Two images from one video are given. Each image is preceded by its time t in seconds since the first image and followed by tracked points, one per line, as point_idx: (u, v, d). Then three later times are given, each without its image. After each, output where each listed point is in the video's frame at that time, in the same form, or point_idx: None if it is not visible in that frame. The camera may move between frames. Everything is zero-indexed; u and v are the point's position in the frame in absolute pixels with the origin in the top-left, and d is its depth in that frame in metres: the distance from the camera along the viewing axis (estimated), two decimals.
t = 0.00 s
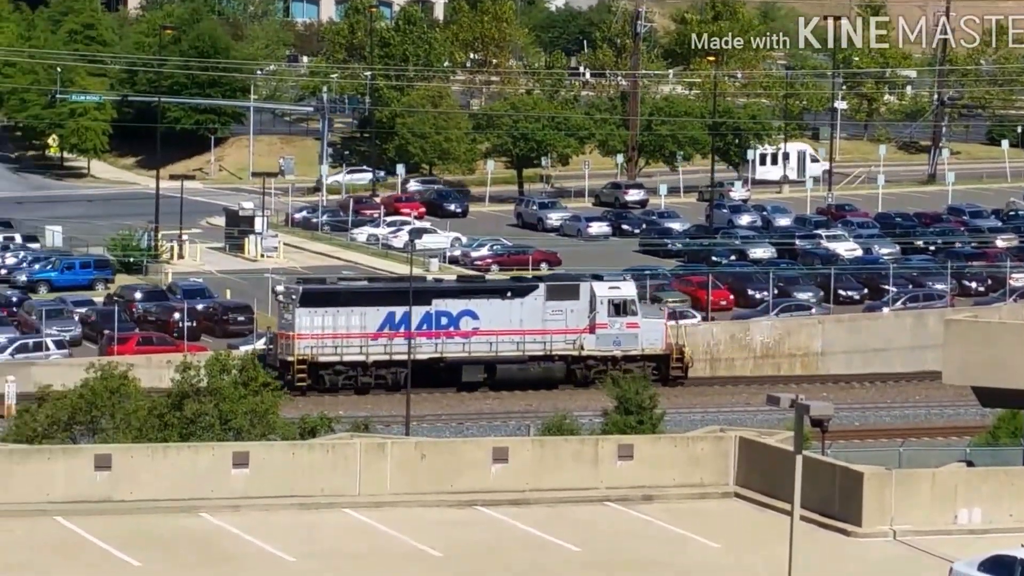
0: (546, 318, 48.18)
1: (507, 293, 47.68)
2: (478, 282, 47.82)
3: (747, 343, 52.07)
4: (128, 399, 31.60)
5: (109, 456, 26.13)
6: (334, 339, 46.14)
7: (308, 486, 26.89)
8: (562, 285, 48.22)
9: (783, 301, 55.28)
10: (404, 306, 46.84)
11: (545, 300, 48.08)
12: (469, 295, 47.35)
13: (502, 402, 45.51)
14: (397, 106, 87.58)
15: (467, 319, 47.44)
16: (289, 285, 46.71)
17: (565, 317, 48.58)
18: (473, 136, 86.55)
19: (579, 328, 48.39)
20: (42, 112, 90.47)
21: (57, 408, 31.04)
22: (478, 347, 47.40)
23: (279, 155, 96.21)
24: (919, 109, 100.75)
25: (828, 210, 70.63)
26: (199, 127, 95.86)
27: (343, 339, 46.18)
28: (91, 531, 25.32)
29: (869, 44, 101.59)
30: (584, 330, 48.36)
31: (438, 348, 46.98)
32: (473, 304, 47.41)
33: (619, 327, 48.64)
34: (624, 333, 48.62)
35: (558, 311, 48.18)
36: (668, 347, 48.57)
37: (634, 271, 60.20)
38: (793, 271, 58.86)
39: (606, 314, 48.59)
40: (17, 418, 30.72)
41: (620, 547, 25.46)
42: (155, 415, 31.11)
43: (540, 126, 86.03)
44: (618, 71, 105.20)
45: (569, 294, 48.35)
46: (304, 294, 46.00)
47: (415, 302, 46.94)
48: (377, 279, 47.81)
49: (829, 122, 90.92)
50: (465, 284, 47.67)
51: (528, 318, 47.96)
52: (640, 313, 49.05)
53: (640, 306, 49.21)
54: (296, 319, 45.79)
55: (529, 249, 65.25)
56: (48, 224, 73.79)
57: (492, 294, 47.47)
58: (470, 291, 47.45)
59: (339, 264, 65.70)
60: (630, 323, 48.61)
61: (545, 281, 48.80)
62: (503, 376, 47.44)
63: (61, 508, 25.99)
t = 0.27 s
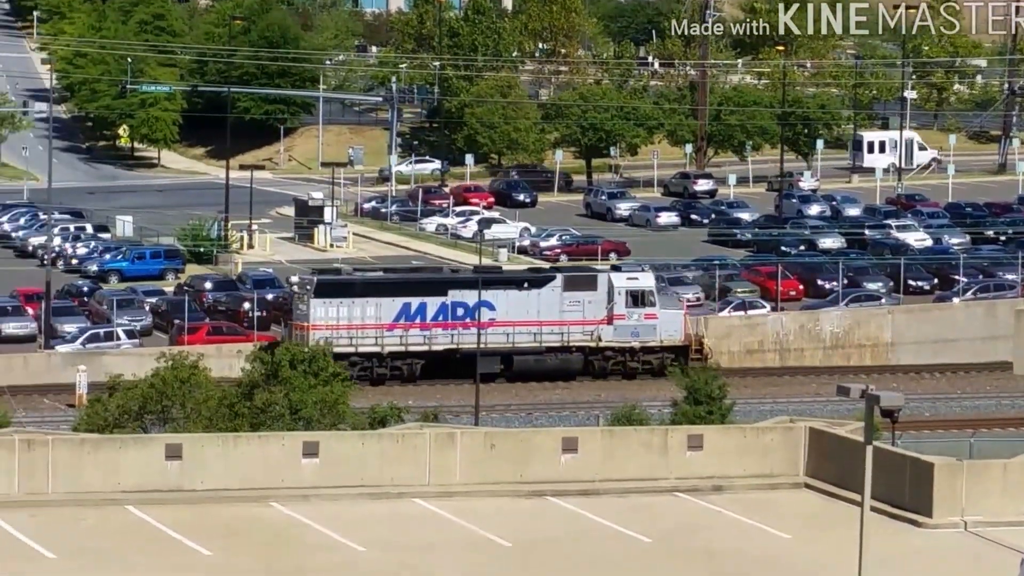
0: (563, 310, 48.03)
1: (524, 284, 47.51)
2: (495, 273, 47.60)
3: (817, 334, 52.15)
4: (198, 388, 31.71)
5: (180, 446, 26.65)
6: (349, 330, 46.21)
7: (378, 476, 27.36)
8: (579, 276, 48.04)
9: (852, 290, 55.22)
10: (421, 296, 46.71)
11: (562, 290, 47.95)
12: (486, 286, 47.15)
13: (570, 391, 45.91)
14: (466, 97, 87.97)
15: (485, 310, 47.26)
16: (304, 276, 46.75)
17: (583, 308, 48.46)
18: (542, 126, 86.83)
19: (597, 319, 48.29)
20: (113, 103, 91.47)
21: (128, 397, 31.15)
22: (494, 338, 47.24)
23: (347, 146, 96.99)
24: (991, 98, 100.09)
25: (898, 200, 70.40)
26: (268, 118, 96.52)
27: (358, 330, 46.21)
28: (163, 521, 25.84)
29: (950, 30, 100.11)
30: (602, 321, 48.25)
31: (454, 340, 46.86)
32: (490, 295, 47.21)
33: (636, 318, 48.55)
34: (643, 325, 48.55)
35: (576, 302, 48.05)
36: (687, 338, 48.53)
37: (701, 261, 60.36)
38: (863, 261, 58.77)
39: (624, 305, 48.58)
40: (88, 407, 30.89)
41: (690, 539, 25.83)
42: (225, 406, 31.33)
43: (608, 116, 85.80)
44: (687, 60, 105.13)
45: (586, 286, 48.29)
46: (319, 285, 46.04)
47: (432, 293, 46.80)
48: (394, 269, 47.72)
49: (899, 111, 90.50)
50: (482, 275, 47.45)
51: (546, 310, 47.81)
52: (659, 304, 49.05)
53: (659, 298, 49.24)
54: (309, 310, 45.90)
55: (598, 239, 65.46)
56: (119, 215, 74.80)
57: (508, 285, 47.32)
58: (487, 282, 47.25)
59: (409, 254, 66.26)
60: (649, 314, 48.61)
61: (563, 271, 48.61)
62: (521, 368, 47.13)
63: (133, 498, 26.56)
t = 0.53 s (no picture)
0: (579, 301, 47.87)
1: (540, 275, 47.41)
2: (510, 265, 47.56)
3: (886, 324, 52.24)
4: (267, 378, 31.95)
5: (249, 435, 27.11)
6: (363, 321, 46.10)
7: (445, 467, 27.78)
8: (595, 266, 47.99)
9: (921, 281, 55.14)
10: (436, 287, 46.63)
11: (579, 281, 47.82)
12: (501, 277, 47.11)
13: (638, 381, 46.18)
14: (535, 87, 88.24)
15: (500, 301, 47.18)
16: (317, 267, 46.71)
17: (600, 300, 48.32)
18: (611, 116, 87.00)
19: (614, 310, 48.16)
20: (182, 93, 92.47)
21: (197, 386, 31.15)
22: (510, 329, 47.07)
23: (416, 136, 97.57)
24: None
25: (969, 190, 70.15)
26: (337, 109, 97.22)
27: (372, 321, 46.07)
28: (231, 510, 26.20)
29: None
30: (618, 313, 48.12)
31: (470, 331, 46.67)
32: (505, 286, 47.12)
33: (654, 309, 48.42)
34: (660, 316, 48.36)
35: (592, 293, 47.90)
36: (704, 329, 48.30)
37: (769, 252, 60.52)
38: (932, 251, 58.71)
39: (642, 296, 48.47)
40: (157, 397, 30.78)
41: (758, 528, 26.30)
42: (293, 396, 31.59)
43: (676, 107, 86.99)
44: (756, 50, 104.83)
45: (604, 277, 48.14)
46: (333, 275, 45.95)
47: (446, 284, 46.73)
48: (409, 262, 47.74)
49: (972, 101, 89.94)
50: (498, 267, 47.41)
51: (562, 301, 47.66)
52: (676, 296, 48.91)
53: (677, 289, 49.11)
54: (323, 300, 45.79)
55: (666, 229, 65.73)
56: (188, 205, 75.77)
57: (524, 276, 47.24)
58: (503, 274, 47.19)
59: (477, 244, 66.75)
60: (667, 305, 48.43)
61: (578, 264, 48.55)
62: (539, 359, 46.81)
63: (201, 488, 26.88)
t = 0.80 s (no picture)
0: (592, 293, 47.96)
1: (552, 267, 47.70)
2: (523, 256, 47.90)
3: (952, 315, 52.51)
4: (332, 368, 32.45)
5: (314, 426, 27.64)
6: (374, 313, 46.69)
7: (511, 457, 28.32)
8: (610, 257, 47.86)
9: (988, 272, 55.22)
10: (447, 279, 47.14)
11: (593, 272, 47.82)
12: (513, 269, 47.49)
13: (704, 372, 46.63)
14: (600, 78, 88.57)
15: (512, 292, 47.61)
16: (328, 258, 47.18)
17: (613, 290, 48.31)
18: (676, 107, 87.29)
19: (628, 302, 48.12)
20: (247, 84, 93.50)
21: (262, 377, 31.73)
22: (522, 320, 47.56)
23: (481, 126, 98.24)
24: None
25: None
26: (403, 99, 98.03)
27: (383, 313, 46.68)
28: (297, 501, 26.83)
29: None
30: (633, 305, 48.09)
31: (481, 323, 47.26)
32: (517, 278, 47.54)
33: (668, 300, 48.45)
34: (675, 309, 48.42)
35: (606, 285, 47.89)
36: (719, 321, 48.42)
37: (835, 241, 60.79)
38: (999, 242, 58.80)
39: (657, 289, 48.35)
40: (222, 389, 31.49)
41: (822, 518, 26.91)
42: (358, 386, 32.21)
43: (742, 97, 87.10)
44: (823, 39, 104.66)
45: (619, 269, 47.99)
46: (343, 267, 46.51)
47: (458, 275, 47.21)
48: (420, 252, 48.13)
49: None
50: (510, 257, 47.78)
51: (575, 292, 47.88)
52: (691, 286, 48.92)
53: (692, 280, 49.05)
54: (334, 293, 46.37)
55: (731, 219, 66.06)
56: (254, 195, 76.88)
57: (537, 267, 47.58)
58: (515, 265, 47.56)
59: (543, 234, 67.32)
60: (682, 297, 48.47)
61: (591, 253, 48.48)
62: (550, 350, 47.64)
63: (267, 478, 27.54)
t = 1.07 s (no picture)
0: (602, 285, 48.92)
1: (561, 258, 48.52)
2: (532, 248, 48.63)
3: (1014, 305, 52.92)
4: (392, 358, 33.21)
5: (376, 416, 28.19)
6: (382, 304, 47.50)
7: (572, 447, 28.99)
8: (619, 249, 48.94)
9: None
10: (455, 270, 47.82)
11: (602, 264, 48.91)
12: (522, 260, 48.20)
13: (766, 362, 47.16)
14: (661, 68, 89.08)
15: (521, 284, 48.32)
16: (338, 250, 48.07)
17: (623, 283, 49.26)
18: (738, 98, 87.76)
19: (637, 293, 49.04)
20: (309, 75, 94.68)
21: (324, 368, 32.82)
22: (532, 311, 48.33)
23: (543, 117, 99.08)
24: None
25: None
26: (464, 90, 99.00)
27: (390, 304, 47.48)
28: (359, 491, 27.44)
29: None
30: (642, 296, 49.03)
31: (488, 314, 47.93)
32: (526, 269, 48.25)
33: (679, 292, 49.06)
34: (686, 300, 48.99)
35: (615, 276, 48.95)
36: (730, 312, 48.77)
37: (897, 232, 61.18)
38: None
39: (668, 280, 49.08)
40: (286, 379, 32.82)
41: (882, 510, 27.44)
42: (419, 376, 32.92)
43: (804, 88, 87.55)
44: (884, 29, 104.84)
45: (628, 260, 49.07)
46: (350, 259, 47.41)
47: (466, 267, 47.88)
48: (430, 245, 48.90)
49: None
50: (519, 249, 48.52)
51: (585, 284, 48.74)
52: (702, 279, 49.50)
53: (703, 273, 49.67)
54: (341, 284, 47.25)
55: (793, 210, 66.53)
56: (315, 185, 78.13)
57: (546, 259, 48.33)
58: (523, 256, 48.26)
59: (604, 225, 67.94)
60: (693, 288, 49.05)
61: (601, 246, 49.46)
62: (560, 342, 48.09)
63: (328, 468, 28.14)
